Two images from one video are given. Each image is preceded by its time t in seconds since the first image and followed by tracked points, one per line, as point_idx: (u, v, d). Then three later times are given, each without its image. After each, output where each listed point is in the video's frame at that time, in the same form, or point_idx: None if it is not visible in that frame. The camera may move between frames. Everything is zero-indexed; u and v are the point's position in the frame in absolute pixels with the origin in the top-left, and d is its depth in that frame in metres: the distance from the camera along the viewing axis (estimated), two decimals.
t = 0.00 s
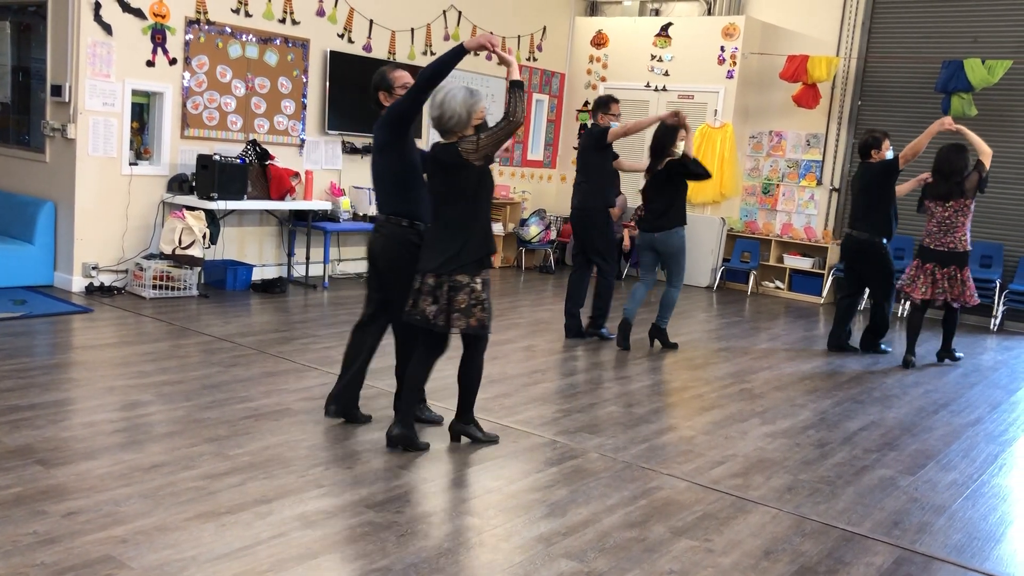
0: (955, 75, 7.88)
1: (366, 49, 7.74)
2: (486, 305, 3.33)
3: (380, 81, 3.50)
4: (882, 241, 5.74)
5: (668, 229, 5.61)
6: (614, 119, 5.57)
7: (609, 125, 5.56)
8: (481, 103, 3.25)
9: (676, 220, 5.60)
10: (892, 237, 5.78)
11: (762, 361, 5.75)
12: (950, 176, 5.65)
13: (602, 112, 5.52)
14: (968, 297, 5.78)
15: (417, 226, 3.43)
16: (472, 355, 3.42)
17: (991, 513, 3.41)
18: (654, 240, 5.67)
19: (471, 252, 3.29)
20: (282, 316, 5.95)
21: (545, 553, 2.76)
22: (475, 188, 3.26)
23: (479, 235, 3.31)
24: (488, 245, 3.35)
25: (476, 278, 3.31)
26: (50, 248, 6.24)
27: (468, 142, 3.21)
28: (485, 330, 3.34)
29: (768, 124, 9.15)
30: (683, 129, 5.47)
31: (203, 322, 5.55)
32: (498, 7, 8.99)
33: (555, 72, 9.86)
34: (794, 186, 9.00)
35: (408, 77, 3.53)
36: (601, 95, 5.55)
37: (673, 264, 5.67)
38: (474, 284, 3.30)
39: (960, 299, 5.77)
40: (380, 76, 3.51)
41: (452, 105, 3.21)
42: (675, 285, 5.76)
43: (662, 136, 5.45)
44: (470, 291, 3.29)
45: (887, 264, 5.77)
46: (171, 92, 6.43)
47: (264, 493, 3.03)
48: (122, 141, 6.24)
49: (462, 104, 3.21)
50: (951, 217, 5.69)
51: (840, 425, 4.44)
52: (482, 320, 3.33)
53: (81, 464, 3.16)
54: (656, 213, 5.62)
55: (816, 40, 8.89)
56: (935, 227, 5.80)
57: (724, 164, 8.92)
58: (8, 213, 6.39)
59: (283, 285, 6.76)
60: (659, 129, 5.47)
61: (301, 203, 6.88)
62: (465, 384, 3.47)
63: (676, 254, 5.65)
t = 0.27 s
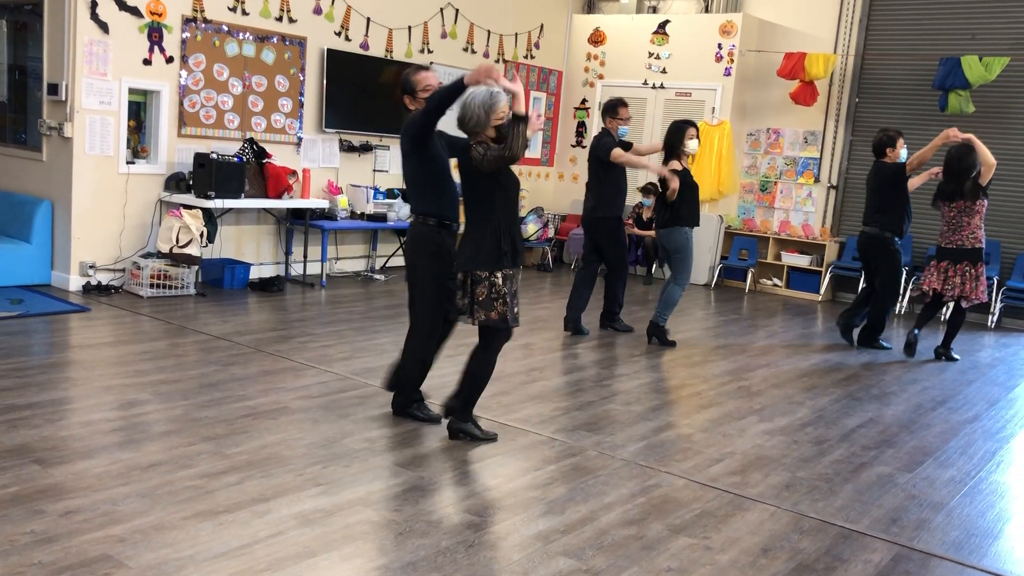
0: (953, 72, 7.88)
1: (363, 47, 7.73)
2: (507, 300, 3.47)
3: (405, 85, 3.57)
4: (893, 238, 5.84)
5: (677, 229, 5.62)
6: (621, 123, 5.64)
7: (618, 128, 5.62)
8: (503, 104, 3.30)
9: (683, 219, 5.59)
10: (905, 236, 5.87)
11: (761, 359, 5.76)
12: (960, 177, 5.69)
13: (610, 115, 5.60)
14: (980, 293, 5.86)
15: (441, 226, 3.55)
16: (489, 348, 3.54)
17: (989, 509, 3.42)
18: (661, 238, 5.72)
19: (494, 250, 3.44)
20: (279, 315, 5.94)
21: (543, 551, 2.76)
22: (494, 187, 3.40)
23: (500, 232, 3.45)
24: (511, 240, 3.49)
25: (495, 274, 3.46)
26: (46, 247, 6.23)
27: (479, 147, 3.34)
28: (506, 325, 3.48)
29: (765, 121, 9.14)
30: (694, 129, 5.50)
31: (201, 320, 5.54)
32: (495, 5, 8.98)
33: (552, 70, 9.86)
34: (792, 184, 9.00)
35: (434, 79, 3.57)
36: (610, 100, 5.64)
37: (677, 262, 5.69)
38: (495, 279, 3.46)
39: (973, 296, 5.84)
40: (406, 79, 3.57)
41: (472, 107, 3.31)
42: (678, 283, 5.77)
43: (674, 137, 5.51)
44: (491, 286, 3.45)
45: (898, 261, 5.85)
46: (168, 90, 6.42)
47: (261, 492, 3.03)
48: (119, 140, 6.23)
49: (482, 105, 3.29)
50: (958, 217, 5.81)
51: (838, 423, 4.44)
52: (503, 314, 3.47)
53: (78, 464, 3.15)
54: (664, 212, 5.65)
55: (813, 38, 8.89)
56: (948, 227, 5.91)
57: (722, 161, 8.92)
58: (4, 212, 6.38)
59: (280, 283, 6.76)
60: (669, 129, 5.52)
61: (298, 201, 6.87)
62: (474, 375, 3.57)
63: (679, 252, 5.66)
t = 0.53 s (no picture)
0: (948, 69, 7.91)
1: (359, 44, 7.71)
2: (501, 290, 3.55)
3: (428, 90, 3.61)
4: (898, 237, 5.90)
5: (682, 226, 5.69)
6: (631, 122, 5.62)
7: (625, 127, 5.65)
8: (508, 105, 3.38)
9: (687, 217, 5.66)
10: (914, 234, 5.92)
11: (757, 355, 5.77)
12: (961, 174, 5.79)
13: (618, 113, 5.62)
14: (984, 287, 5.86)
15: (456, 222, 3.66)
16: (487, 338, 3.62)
17: (984, 505, 3.43)
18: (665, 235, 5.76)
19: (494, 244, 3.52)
20: (276, 312, 5.94)
21: (539, 548, 2.76)
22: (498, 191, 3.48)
23: (503, 230, 3.52)
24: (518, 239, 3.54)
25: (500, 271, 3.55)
26: (42, 244, 6.22)
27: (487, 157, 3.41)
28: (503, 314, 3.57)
29: (761, 118, 9.15)
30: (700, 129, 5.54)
31: (197, 318, 5.53)
32: (492, 2, 8.97)
33: (548, 67, 9.85)
34: (788, 180, 9.02)
35: (456, 84, 3.55)
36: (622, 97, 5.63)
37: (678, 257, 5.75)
38: (491, 270, 3.56)
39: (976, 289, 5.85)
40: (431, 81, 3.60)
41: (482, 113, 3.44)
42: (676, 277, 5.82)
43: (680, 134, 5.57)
44: (488, 275, 3.57)
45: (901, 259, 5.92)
46: (163, 87, 6.41)
47: (258, 490, 3.03)
48: (115, 137, 6.21)
49: (489, 108, 3.42)
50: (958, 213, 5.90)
51: (834, 419, 4.45)
52: (498, 303, 3.56)
53: (75, 461, 3.15)
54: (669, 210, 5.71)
55: (809, 35, 8.89)
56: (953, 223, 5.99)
57: (718, 158, 8.95)
58: None
59: (276, 281, 6.75)
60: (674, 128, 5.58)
61: (294, 198, 6.87)
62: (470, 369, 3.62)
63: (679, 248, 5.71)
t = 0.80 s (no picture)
0: (944, 66, 7.93)
1: (355, 41, 7.70)
2: (491, 281, 3.61)
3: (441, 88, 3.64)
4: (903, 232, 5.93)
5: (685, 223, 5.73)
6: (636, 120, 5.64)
7: (628, 125, 5.65)
8: (506, 108, 3.44)
9: (688, 213, 5.70)
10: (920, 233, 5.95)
11: (753, 353, 5.77)
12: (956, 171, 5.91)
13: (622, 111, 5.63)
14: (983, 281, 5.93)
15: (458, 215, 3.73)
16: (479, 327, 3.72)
17: (979, 503, 3.44)
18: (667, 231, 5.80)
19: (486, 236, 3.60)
20: (272, 310, 5.93)
21: (536, 546, 2.76)
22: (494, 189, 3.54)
23: (497, 226, 3.58)
24: (511, 233, 3.59)
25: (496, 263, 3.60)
26: (38, 243, 6.20)
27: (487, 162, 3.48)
28: (492, 303, 3.63)
29: (757, 116, 9.15)
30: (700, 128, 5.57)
31: (193, 316, 5.53)
32: None
33: (545, 65, 9.85)
34: (784, 178, 9.02)
35: (467, 86, 3.58)
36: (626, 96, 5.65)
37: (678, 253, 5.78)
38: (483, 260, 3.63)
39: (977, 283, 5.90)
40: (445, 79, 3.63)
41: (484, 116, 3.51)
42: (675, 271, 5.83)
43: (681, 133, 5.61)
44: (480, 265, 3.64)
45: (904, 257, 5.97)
46: (159, 85, 6.39)
47: (254, 488, 3.03)
48: (110, 135, 6.20)
49: (490, 110, 3.49)
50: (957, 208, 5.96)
51: (830, 417, 4.46)
52: (491, 293, 3.62)
53: (70, 460, 3.15)
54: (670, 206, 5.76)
55: (804, 32, 8.90)
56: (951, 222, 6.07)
57: (714, 156, 8.96)
58: None
59: (272, 279, 6.74)
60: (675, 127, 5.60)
61: (290, 196, 6.86)
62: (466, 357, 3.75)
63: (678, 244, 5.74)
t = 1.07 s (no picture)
0: (940, 67, 7.94)
1: (352, 43, 7.70)
2: (488, 281, 3.60)
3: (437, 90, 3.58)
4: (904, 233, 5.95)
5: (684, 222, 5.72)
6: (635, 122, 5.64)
7: (627, 127, 5.66)
8: (502, 112, 3.42)
9: (687, 213, 5.70)
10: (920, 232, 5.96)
11: (751, 354, 5.78)
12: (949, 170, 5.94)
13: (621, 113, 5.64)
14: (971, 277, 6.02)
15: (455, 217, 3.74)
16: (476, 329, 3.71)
17: (976, 503, 3.44)
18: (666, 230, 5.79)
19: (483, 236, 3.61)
20: (269, 311, 5.93)
21: (533, 547, 2.76)
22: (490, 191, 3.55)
23: (494, 228, 3.59)
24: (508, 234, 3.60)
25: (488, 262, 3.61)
26: (34, 244, 6.19)
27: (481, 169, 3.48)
28: (490, 304, 3.63)
29: (754, 117, 9.16)
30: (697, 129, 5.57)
31: (190, 318, 5.52)
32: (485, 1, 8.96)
33: (542, 66, 9.86)
34: (781, 179, 9.04)
35: (464, 89, 3.52)
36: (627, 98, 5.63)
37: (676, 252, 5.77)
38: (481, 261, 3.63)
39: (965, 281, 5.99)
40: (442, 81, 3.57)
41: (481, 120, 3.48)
42: (673, 270, 5.82)
43: (678, 135, 5.62)
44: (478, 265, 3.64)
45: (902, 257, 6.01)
46: (156, 86, 6.39)
47: (251, 490, 3.03)
48: (107, 136, 6.19)
49: (485, 115, 3.46)
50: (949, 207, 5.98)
51: (827, 417, 4.47)
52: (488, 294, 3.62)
53: (67, 462, 3.14)
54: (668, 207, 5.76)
55: (801, 33, 8.90)
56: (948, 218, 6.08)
57: (711, 157, 8.99)
58: None
59: (269, 280, 6.74)
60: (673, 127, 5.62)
61: (287, 197, 6.86)
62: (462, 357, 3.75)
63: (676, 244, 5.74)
